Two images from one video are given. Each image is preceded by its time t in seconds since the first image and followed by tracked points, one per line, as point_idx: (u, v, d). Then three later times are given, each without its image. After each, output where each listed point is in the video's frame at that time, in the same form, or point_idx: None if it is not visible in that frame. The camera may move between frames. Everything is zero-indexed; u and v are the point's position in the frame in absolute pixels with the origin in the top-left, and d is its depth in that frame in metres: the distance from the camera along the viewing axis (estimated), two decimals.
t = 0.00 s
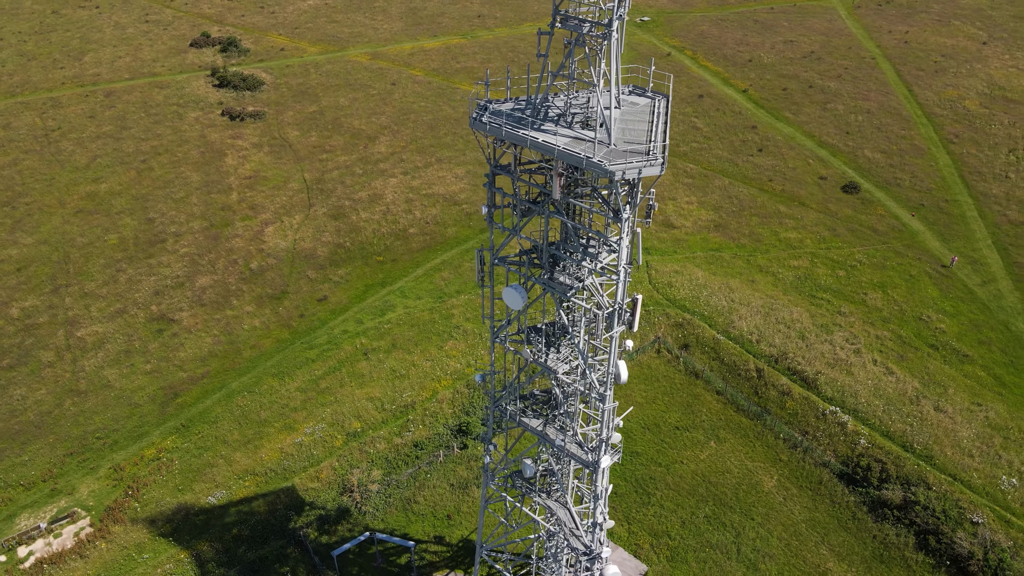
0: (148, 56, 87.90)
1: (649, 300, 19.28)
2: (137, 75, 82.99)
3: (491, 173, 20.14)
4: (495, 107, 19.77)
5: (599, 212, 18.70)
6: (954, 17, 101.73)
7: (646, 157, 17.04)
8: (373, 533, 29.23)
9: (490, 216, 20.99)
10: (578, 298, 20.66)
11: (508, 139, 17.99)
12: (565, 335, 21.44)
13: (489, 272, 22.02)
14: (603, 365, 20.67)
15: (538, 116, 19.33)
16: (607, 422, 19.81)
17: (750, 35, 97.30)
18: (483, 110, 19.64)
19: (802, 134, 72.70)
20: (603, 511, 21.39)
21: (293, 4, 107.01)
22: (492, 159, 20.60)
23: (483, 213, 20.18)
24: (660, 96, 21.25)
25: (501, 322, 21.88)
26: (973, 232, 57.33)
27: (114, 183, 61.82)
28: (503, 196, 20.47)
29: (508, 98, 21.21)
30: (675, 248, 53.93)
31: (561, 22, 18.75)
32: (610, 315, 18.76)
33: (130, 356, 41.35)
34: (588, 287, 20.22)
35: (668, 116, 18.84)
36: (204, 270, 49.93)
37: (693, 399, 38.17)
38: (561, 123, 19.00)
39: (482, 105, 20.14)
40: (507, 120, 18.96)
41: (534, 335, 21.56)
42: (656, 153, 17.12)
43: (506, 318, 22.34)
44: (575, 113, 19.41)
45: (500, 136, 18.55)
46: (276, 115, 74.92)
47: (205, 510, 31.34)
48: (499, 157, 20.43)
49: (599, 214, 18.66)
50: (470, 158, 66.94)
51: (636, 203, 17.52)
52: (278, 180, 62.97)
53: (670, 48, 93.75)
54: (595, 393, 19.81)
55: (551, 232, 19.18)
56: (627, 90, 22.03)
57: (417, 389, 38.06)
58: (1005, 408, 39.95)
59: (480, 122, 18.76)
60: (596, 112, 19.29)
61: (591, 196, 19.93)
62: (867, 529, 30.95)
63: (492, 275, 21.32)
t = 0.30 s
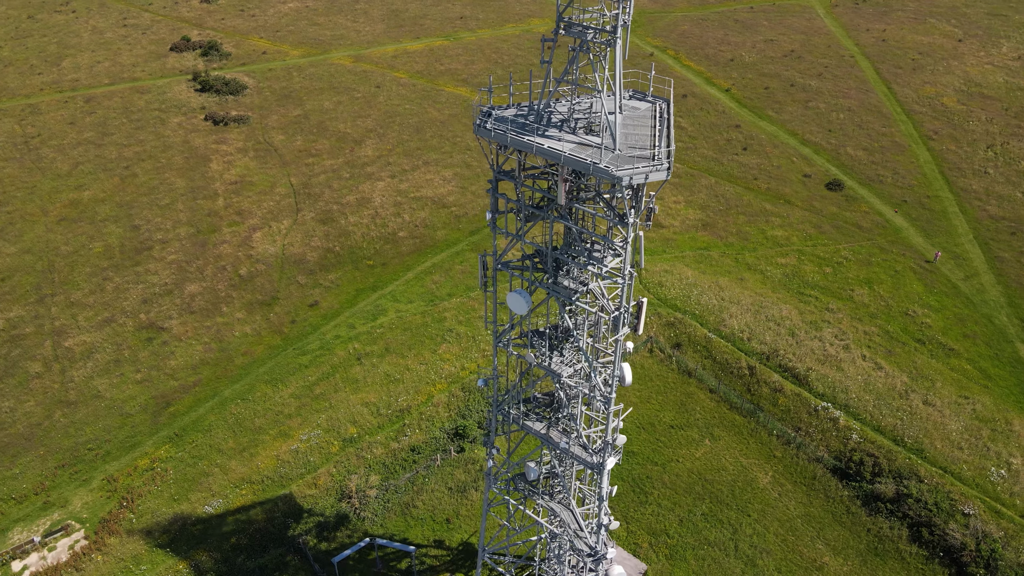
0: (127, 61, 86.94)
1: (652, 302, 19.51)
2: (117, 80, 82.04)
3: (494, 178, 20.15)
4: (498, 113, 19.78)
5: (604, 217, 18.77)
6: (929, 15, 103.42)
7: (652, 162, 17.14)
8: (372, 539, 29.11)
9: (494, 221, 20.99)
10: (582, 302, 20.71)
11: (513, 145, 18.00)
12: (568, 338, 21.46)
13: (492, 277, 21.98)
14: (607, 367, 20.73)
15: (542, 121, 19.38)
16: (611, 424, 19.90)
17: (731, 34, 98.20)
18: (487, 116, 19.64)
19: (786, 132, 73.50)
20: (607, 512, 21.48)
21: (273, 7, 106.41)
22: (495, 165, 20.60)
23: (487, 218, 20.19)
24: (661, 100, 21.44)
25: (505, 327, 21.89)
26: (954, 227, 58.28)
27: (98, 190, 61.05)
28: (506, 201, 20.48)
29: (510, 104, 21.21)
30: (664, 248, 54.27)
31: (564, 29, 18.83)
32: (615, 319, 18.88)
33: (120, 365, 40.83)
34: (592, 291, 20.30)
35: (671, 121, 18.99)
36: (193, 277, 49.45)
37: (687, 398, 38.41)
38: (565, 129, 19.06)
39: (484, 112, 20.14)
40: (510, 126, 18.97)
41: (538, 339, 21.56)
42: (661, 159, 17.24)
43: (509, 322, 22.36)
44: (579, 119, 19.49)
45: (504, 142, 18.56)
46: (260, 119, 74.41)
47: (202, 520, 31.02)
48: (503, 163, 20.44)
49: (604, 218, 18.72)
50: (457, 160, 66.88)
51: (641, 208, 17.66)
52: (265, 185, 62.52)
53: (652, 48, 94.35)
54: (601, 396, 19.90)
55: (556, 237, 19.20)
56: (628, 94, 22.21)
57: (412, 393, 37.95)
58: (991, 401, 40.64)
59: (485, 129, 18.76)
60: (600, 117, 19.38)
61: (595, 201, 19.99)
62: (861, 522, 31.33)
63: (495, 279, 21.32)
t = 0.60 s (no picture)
0: (107, 66, 85.97)
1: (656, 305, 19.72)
2: (97, 86, 81.08)
3: (498, 184, 20.16)
4: (501, 119, 19.77)
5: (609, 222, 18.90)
6: (906, 14, 105.03)
7: (657, 167, 17.32)
8: (373, 545, 28.98)
9: (498, 227, 21.01)
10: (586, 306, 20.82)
11: (519, 151, 18.03)
12: (572, 342, 21.53)
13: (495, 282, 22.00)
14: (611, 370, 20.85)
15: (546, 127, 19.43)
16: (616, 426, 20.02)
17: (713, 34, 99.03)
18: (490, 122, 19.62)
19: (770, 131, 74.24)
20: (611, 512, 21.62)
21: (254, 10, 105.74)
22: (499, 171, 20.62)
23: (491, 223, 20.19)
24: (662, 105, 21.64)
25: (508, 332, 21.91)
26: (938, 223, 59.17)
27: (82, 198, 60.29)
28: (510, 206, 20.49)
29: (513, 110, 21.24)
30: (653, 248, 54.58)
31: (569, 35, 18.95)
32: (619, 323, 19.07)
33: (111, 375, 40.33)
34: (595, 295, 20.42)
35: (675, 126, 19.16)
36: (182, 285, 48.97)
37: (681, 397, 38.64)
38: (569, 135, 19.15)
39: (488, 118, 20.16)
40: (515, 132, 18.98)
41: (541, 343, 21.59)
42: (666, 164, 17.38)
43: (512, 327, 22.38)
44: (582, 124, 19.59)
45: (509, 149, 18.57)
46: (244, 124, 73.89)
47: (200, 530, 30.72)
48: (506, 169, 20.46)
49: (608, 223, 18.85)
50: (444, 162, 66.82)
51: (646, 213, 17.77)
52: (252, 190, 62.05)
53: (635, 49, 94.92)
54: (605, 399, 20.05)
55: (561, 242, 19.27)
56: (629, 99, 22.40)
57: (408, 398, 37.83)
58: (978, 394, 41.31)
59: (489, 136, 18.76)
60: (603, 123, 19.51)
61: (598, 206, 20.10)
62: (856, 517, 31.69)
63: (499, 285, 21.32)
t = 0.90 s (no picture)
0: (87, 71, 84.94)
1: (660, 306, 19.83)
2: (78, 92, 80.07)
3: (502, 189, 20.19)
4: (505, 126, 19.81)
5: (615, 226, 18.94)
6: (884, 12, 106.58)
7: (664, 172, 17.34)
8: (373, 551, 28.88)
9: (502, 232, 21.03)
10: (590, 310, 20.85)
11: (524, 157, 18.03)
12: (575, 345, 21.55)
13: (499, 287, 22.02)
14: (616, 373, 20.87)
15: (550, 134, 19.49)
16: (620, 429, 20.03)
17: (695, 34, 99.80)
18: (494, 129, 19.65)
19: (754, 130, 74.96)
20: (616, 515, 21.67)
21: (235, 14, 105.03)
22: (502, 177, 20.64)
23: (496, 229, 20.21)
24: (664, 111, 21.85)
25: (512, 336, 21.94)
26: (921, 220, 60.04)
27: (66, 206, 59.50)
28: (514, 212, 20.51)
29: (516, 116, 21.27)
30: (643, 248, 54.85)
31: (573, 42, 19.02)
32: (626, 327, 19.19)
33: (102, 385, 39.83)
34: (600, 298, 20.49)
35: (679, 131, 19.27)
36: (171, 292, 48.49)
37: (676, 396, 38.88)
38: (573, 141, 19.22)
39: (492, 125, 20.17)
40: (519, 138, 19.03)
41: (545, 347, 21.61)
42: (673, 170, 17.42)
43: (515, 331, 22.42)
44: (586, 130, 19.66)
45: (514, 155, 18.60)
46: (229, 129, 73.34)
47: (199, 540, 30.44)
48: (510, 175, 20.47)
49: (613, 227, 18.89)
50: (433, 165, 66.74)
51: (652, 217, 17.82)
52: (239, 196, 61.57)
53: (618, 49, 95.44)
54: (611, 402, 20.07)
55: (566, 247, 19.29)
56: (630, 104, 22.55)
57: (403, 402, 37.74)
58: (966, 387, 41.97)
59: (494, 142, 18.77)
60: (607, 128, 19.58)
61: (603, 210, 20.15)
62: (851, 511, 32.05)
63: (503, 290, 21.36)
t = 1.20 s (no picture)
0: (66, 76, 83.86)
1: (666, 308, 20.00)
2: (58, 98, 79.02)
3: (506, 194, 20.22)
4: (509, 131, 19.86)
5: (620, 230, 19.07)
6: (862, 11, 107.92)
7: (670, 177, 17.49)
8: (374, 556, 28.77)
9: (506, 237, 21.06)
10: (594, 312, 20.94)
11: (528, 163, 18.05)
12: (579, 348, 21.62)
13: (503, 291, 22.03)
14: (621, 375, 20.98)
15: (554, 139, 19.58)
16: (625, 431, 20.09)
17: (678, 34, 100.49)
18: (498, 134, 19.69)
19: (739, 129, 75.63)
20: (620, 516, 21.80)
21: (215, 17, 104.23)
22: (506, 182, 20.68)
23: (500, 234, 20.23)
24: (665, 115, 22.11)
25: (515, 340, 22.00)
26: (905, 216, 60.91)
27: (50, 213, 58.68)
28: (517, 216, 20.54)
29: (519, 122, 21.34)
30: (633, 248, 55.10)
31: (577, 48, 19.22)
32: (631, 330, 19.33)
33: (92, 395, 39.33)
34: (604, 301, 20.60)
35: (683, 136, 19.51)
36: (160, 300, 48.00)
37: (670, 395, 39.13)
38: (577, 146, 19.33)
39: (496, 130, 20.21)
40: (524, 144, 19.09)
41: (549, 350, 21.64)
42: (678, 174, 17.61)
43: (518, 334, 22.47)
44: (590, 135, 19.77)
45: (519, 161, 18.67)
46: (214, 134, 72.75)
47: (197, 549, 30.16)
48: (514, 180, 20.53)
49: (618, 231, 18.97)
50: (420, 168, 66.65)
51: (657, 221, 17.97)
52: (226, 201, 61.07)
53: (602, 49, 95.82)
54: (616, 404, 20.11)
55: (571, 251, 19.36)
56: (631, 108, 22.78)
57: (399, 407, 37.66)
58: (954, 380, 42.63)
59: (499, 148, 18.81)
60: (611, 133, 19.74)
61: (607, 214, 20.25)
62: (846, 506, 32.43)
63: (508, 294, 21.38)
